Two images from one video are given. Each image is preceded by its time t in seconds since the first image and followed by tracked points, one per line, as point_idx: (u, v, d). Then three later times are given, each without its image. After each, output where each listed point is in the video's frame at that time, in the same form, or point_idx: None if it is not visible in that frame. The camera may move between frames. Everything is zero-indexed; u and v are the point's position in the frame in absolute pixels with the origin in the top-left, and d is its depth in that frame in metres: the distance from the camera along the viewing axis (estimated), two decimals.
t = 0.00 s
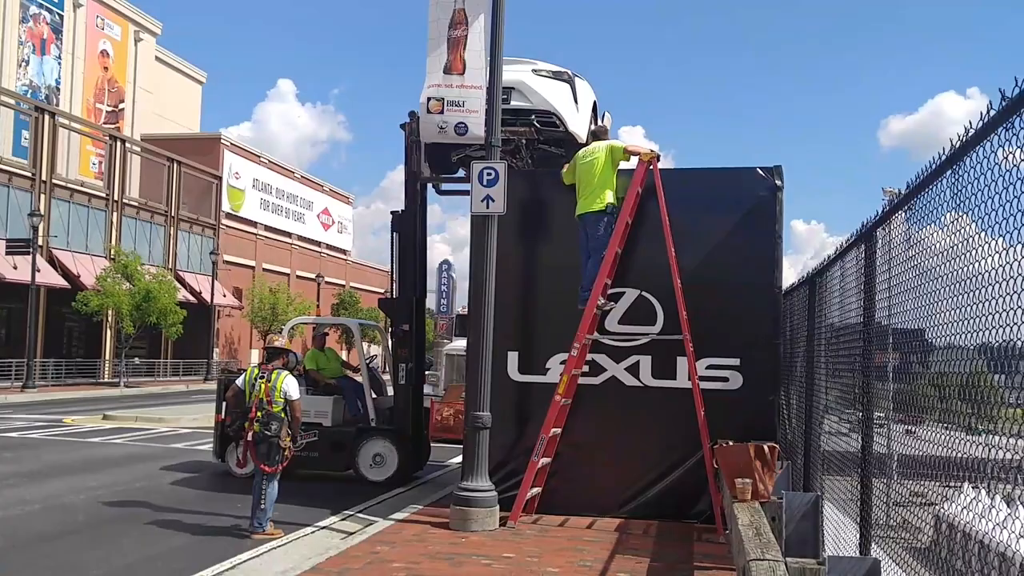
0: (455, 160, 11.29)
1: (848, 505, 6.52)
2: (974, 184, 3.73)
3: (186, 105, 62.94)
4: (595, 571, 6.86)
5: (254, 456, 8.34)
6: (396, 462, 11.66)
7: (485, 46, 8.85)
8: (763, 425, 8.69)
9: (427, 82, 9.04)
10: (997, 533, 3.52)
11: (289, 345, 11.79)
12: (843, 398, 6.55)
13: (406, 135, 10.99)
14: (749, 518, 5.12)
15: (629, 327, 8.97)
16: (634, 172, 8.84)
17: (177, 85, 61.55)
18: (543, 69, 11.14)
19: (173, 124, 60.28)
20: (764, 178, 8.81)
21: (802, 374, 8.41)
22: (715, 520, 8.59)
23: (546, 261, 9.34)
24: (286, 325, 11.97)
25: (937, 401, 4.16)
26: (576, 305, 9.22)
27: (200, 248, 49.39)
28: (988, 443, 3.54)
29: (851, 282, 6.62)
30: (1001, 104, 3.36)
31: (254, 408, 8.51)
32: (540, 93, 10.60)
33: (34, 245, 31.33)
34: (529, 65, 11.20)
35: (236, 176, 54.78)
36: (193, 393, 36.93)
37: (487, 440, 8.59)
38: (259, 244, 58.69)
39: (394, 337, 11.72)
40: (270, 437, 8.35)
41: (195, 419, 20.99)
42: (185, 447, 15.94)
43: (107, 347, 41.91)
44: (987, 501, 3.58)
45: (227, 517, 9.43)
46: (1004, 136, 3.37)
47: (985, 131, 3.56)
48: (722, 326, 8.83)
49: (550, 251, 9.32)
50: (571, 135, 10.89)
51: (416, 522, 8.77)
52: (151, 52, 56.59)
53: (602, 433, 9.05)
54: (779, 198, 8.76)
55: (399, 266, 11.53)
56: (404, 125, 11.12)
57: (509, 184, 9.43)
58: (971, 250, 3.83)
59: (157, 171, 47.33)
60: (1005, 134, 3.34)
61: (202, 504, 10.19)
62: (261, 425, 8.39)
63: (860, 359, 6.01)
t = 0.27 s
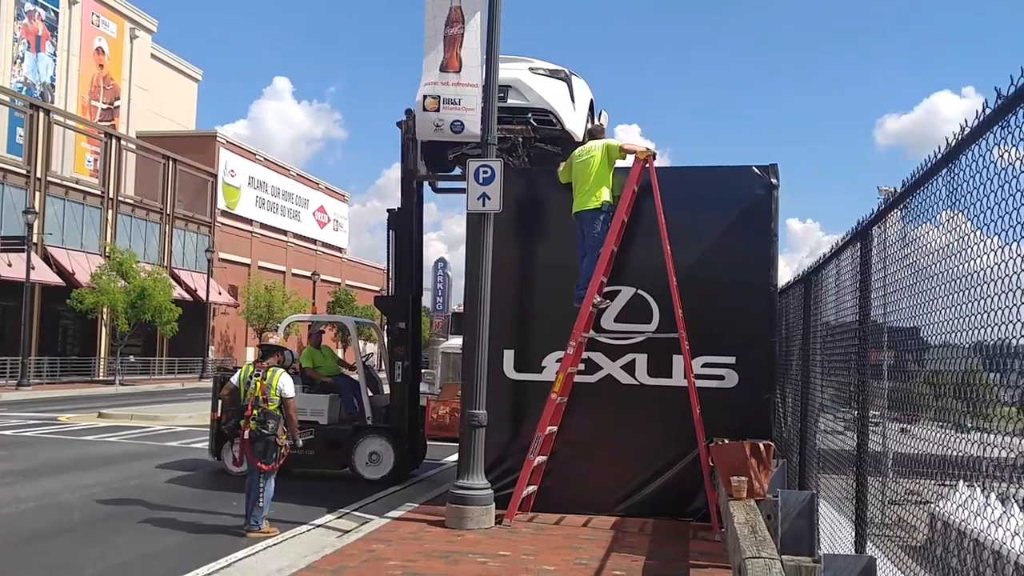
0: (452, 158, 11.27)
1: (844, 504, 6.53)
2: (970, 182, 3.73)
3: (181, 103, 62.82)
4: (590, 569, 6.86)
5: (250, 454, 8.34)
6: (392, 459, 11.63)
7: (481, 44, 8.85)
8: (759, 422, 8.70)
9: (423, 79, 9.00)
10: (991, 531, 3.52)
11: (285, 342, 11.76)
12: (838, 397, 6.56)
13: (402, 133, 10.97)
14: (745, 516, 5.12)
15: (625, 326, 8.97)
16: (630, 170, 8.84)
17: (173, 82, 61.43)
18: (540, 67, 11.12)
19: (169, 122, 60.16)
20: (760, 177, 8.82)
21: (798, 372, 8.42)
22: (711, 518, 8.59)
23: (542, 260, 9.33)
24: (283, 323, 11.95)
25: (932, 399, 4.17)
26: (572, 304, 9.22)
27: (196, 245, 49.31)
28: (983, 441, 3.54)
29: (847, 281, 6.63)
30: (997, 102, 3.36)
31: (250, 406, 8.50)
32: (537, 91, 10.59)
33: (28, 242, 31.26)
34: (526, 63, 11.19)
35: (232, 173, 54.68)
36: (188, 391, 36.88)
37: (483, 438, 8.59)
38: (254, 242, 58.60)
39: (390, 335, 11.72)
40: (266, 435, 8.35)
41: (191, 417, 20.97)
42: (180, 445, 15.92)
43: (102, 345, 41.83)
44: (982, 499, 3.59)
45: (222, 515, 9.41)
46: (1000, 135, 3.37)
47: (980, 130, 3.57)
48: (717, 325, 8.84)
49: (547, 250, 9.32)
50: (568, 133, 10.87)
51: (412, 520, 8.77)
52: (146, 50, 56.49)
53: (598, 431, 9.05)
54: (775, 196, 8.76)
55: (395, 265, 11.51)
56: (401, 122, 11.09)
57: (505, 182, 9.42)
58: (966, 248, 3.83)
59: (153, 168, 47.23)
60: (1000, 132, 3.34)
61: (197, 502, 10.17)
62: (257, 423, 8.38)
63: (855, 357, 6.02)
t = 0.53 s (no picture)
0: (451, 157, 11.27)
1: (841, 503, 6.56)
2: (968, 182, 3.73)
3: (179, 102, 62.77)
4: (588, 568, 6.86)
5: (248, 453, 8.34)
6: (391, 459, 11.66)
7: (480, 43, 8.86)
8: (757, 422, 8.71)
9: (422, 78, 8.98)
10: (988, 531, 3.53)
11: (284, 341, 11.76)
12: (837, 396, 6.56)
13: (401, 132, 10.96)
14: (744, 514, 5.14)
15: (623, 325, 8.98)
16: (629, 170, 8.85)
17: (171, 81, 61.40)
18: (539, 66, 11.12)
19: (167, 121, 60.10)
20: (758, 176, 8.82)
21: (796, 371, 8.42)
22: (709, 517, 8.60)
23: (540, 259, 9.34)
24: (281, 322, 11.94)
25: (931, 398, 4.17)
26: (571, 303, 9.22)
27: (194, 244, 49.28)
28: (981, 441, 3.55)
29: (846, 280, 6.63)
30: (995, 102, 3.37)
31: (248, 405, 8.50)
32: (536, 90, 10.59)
33: (26, 241, 31.21)
34: (526, 63, 11.19)
35: (230, 172, 54.64)
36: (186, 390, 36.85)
37: (481, 437, 8.60)
38: (253, 241, 58.55)
39: (389, 334, 11.72)
40: (264, 434, 8.36)
41: (190, 416, 20.95)
42: (178, 444, 15.91)
43: (100, 344, 41.81)
44: (979, 498, 3.60)
45: (220, 514, 9.41)
46: (998, 136, 3.38)
47: (979, 130, 3.57)
48: (716, 324, 8.84)
49: (545, 249, 9.32)
50: (567, 132, 10.87)
51: (410, 519, 8.78)
52: (145, 48, 56.46)
53: (596, 430, 9.06)
54: (773, 196, 8.77)
55: (395, 264, 11.50)
56: (399, 121, 11.09)
57: (504, 182, 9.42)
58: (964, 249, 3.84)
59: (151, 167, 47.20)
60: (999, 133, 3.35)
61: (195, 501, 10.16)
62: (255, 422, 8.38)
63: (853, 356, 6.03)
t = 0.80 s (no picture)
0: (451, 157, 11.27)
1: (840, 504, 6.56)
2: (968, 184, 3.74)
3: (179, 101, 62.78)
4: (587, 568, 6.86)
5: (247, 452, 8.34)
6: (390, 459, 11.67)
7: (481, 43, 8.87)
8: (756, 422, 8.71)
9: (422, 78, 8.99)
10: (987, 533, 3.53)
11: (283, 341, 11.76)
12: (836, 396, 6.56)
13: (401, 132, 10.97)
14: (743, 515, 5.14)
15: (623, 325, 8.98)
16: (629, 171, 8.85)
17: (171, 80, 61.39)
18: (539, 66, 11.12)
19: (167, 120, 60.08)
20: (758, 177, 8.83)
21: (796, 372, 8.43)
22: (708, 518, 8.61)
23: (540, 259, 9.34)
24: (281, 322, 11.95)
25: (930, 400, 4.17)
26: (571, 303, 9.23)
27: (193, 243, 49.27)
28: (980, 443, 3.55)
29: (845, 281, 6.63)
30: (995, 104, 3.37)
31: (247, 405, 8.50)
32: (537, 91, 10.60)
33: (26, 240, 31.19)
34: (526, 63, 11.19)
35: (230, 172, 54.62)
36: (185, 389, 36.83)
37: (481, 437, 8.60)
38: (252, 240, 58.54)
39: (389, 334, 11.73)
40: (263, 433, 8.36)
41: (189, 415, 20.95)
42: (177, 443, 15.90)
43: (99, 343, 41.79)
44: (978, 499, 3.60)
45: (219, 513, 9.41)
46: (997, 138, 3.38)
47: (978, 132, 3.57)
48: (715, 325, 8.85)
49: (545, 249, 9.33)
50: (567, 132, 10.87)
51: (409, 519, 8.78)
52: (145, 47, 56.47)
53: (596, 430, 9.06)
54: (773, 197, 8.77)
55: (395, 263, 11.51)
56: (400, 121, 11.09)
57: (504, 182, 9.42)
58: (964, 251, 3.84)
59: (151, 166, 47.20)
60: (998, 135, 3.35)
61: (194, 500, 10.16)
62: (254, 421, 8.38)
63: (853, 357, 6.03)
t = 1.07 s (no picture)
0: (452, 158, 11.28)
1: (840, 506, 6.55)
2: (968, 186, 3.73)
3: (180, 100, 62.79)
4: (587, 569, 6.86)
5: (247, 452, 8.33)
6: (391, 459, 11.65)
7: (482, 44, 8.89)
8: (756, 424, 8.71)
9: (423, 79, 8.99)
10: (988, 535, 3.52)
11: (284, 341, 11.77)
12: (836, 398, 6.56)
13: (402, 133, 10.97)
14: (743, 517, 5.14)
15: (623, 326, 8.98)
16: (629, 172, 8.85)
17: (172, 80, 61.41)
18: (541, 67, 11.12)
19: (168, 120, 60.04)
20: (759, 178, 8.83)
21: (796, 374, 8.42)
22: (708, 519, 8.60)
23: (540, 260, 9.34)
24: (282, 322, 11.95)
25: (930, 402, 4.17)
26: (571, 304, 9.23)
27: (194, 243, 49.26)
28: (980, 445, 3.55)
29: (846, 282, 6.62)
30: (995, 106, 3.37)
31: (247, 405, 8.50)
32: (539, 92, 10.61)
33: (26, 239, 31.18)
34: (528, 64, 11.20)
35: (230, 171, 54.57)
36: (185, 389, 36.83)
37: (480, 437, 8.60)
38: (253, 240, 58.54)
39: (389, 334, 11.73)
40: (263, 433, 8.35)
41: (188, 415, 20.94)
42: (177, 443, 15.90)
43: (99, 343, 41.78)
44: (978, 501, 3.59)
45: (219, 513, 9.41)
46: (998, 140, 3.37)
47: (979, 134, 3.57)
48: (715, 326, 8.85)
49: (546, 250, 9.33)
50: (568, 133, 10.88)
51: (409, 519, 8.78)
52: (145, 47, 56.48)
53: (596, 432, 9.06)
54: (774, 198, 8.77)
55: (396, 264, 11.51)
56: (401, 122, 11.09)
57: (504, 182, 9.42)
58: (965, 253, 3.84)
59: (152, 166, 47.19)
60: (999, 137, 3.34)
61: (194, 500, 10.16)
62: (254, 421, 8.38)
63: (853, 358, 6.02)
